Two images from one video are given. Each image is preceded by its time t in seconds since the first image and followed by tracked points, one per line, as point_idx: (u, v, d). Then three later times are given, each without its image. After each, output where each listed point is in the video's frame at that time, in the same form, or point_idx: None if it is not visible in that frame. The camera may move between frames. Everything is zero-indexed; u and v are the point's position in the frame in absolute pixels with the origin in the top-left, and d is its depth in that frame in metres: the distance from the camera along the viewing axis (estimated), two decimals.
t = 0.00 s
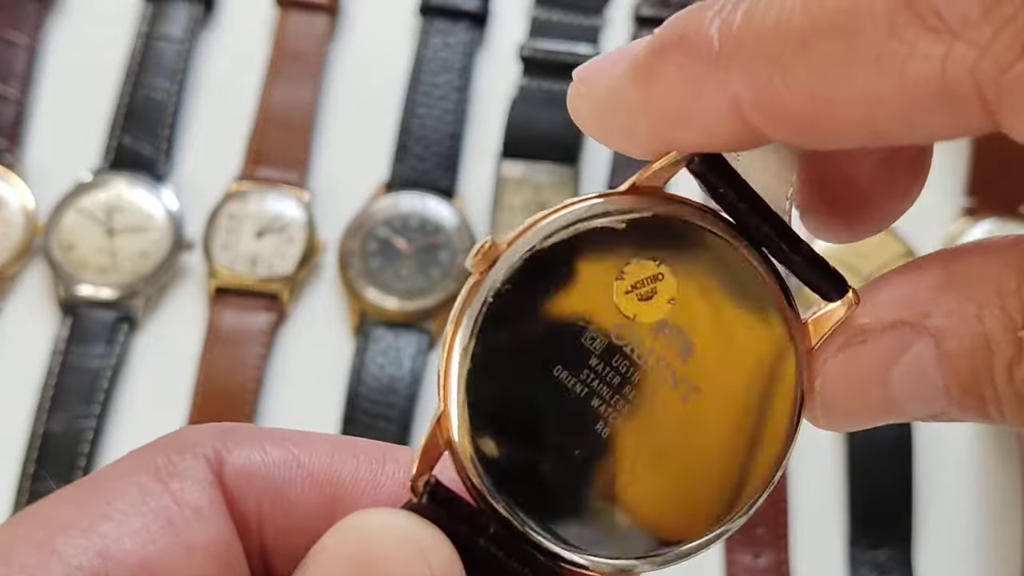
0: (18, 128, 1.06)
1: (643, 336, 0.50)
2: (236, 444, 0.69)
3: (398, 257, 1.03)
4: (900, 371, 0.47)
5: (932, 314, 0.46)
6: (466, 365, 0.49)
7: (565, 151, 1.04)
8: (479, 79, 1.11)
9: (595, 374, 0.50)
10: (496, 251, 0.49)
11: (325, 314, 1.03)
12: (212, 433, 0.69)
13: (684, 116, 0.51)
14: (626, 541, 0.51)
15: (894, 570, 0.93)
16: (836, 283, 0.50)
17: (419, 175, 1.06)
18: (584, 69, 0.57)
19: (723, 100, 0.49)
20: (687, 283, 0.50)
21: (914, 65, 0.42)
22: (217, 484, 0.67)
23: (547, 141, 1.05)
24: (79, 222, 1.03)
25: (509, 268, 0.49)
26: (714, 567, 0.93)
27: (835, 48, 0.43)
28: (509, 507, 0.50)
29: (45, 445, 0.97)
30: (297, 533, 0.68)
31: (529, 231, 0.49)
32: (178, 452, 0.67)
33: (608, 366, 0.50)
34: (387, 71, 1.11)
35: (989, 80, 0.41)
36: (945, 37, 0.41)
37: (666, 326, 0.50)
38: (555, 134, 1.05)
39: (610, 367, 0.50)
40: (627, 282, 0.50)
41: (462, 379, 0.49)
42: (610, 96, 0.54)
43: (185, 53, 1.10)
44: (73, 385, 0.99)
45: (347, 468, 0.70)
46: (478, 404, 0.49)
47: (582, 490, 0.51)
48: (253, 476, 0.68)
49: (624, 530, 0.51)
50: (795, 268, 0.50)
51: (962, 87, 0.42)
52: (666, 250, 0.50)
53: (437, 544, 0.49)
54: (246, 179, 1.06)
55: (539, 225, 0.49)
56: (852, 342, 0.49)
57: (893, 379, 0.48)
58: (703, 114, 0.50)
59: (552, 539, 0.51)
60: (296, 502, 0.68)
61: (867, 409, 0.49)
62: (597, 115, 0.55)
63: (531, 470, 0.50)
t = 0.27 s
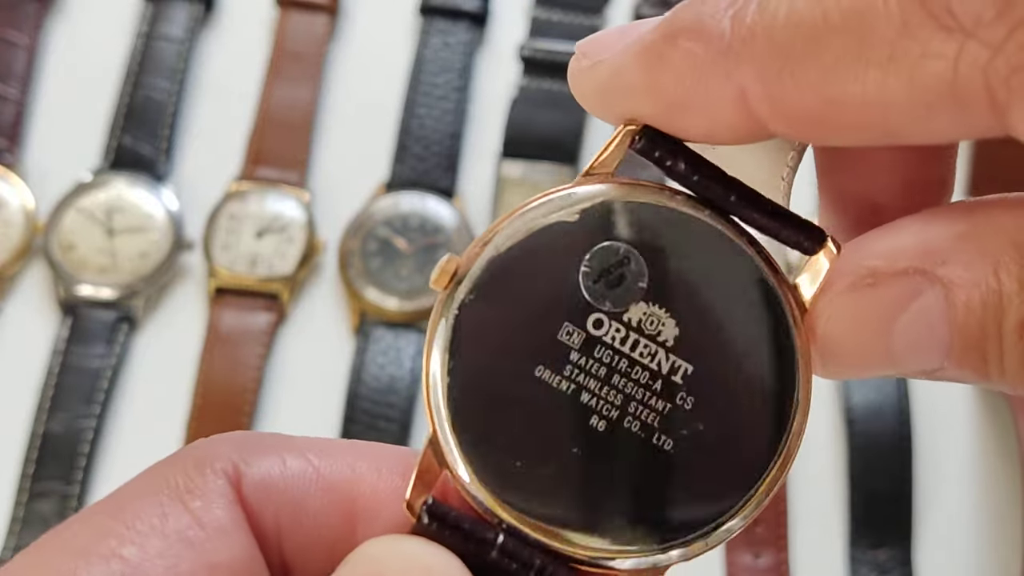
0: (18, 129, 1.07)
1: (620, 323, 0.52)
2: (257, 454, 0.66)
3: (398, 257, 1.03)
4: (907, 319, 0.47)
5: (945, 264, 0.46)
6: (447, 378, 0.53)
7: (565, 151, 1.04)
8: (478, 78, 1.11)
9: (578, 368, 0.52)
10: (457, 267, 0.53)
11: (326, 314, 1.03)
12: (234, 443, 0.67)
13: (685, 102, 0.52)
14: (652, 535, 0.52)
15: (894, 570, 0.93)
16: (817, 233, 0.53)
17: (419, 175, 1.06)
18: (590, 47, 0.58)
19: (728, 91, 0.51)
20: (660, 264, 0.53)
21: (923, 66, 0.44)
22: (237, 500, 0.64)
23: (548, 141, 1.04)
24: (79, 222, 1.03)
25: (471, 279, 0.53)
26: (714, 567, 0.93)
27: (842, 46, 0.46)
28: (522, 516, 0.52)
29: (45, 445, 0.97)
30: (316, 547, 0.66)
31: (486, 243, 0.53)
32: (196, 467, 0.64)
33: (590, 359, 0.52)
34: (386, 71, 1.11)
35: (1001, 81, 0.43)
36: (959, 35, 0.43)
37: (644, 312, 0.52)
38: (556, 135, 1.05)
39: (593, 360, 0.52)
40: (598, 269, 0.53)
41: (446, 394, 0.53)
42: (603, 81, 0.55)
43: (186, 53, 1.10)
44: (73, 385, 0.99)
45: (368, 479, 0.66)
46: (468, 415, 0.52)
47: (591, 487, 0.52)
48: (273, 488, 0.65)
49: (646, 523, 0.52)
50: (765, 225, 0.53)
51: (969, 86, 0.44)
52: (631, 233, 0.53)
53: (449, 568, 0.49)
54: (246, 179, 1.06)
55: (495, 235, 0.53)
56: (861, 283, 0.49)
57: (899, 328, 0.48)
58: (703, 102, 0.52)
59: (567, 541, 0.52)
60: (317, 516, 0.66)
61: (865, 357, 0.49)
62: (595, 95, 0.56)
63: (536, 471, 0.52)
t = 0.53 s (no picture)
0: (18, 129, 1.07)
1: (606, 311, 0.53)
2: (272, 462, 0.65)
3: (398, 257, 1.03)
4: (902, 277, 0.49)
5: (946, 226, 0.49)
6: (439, 392, 0.54)
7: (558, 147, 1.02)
8: (478, 78, 1.11)
9: (568, 361, 0.52)
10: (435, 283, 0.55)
11: (326, 314, 1.03)
12: (249, 451, 0.66)
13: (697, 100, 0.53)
14: (668, 518, 0.52)
15: (894, 570, 0.93)
16: (790, 191, 0.54)
17: (419, 175, 1.06)
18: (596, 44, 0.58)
19: (746, 81, 0.50)
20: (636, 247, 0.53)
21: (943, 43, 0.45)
22: (254, 509, 0.63)
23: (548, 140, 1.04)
24: (79, 222, 1.03)
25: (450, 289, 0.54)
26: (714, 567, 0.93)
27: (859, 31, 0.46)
28: (533, 517, 0.53)
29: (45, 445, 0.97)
30: (333, 556, 0.65)
31: (459, 255, 0.55)
32: (212, 477, 0.63)
33: (578, 351, 0.52)
34: (386, 71, 1.11)
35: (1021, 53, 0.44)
36: (979, 10, 0.44)
37: (627, 297, 0.53)
38: (553, 133, 1.04)
39: (582, 351, 0.52)
40: (574, 260, 0.53)
41: (440, 407, 0.53)
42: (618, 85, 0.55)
43: (186, 52, 1.10)
44: (73, 385, 0.99)
45: (383, 484, 0.64)
46: (466, 423, 0.53)
47: (596, 476, 0.52)
48: (288, 497, 0.64)
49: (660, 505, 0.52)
50: (740, 192, 0.54)
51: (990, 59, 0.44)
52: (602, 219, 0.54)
53: None
54: (245, 179, 1.06)
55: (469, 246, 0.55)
56: (862, 239, 0.52)
57: (894, 286, 0.50)
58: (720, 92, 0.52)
59: (583, 535, 0.52)
60: (334, 526, 0.65)
61: (857, 315, 0.51)
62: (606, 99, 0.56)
63: (540, 468, 0.52)
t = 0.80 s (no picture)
0: (18, 128, 1.06)
1: (607, 303, 0.52)
2: (296, 463, 0.64)
3: (398, 257, 1.02)
4: (903, 237, 0.47)
5: (954, 185, 0.46)
6: (445, 404, 0.52)
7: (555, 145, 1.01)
8: (478, 78, 1.11)
9: (573, 358, 0.52)
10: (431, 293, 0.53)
11: (326, 314, 1.03)
12: (273, 452, 0.64)
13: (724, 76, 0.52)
14: (689, 508, 0.51)
15: (894, 570, 0.93)
16: (783, 164, 0.53)
17: (419, 175, 1.05)
18: (631, 41, 0.58)
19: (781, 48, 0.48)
20: (631, 236, 0.52)
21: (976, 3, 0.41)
22: (277, 510, 0.62)
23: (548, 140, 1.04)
24: (79, 222, 1.03)
25: (449, 296, 0.53)
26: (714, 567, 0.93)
27: None
28: (553, 517, 0.52)
29: (44, 446, 0.97)
30: (357, 555, 0.64)
31: (452, 263, 0.53)
32: (235, 479, 0.62)
33: (582, 346, 0.52)
34: (386, 72, 1.11)
35: None
36: None
37: (627, 288, 0.52)
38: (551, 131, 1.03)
39: (586, 346, 0.51)
40: (569, 256, 0.52)
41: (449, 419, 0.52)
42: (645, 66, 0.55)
43: (185, 52, 1.09)
44: (73, 385, 0.99)
45: (405, 487, 0.63)
46: (477, 431, 0.52)
47: (609, 469, 0.51)
48: (311, 499, 0.63)
49: (678, 495, 0.51)
50: (732, 171, 0.53)
51: None
52: (594, 210, 0.52)
53: None
54: (246, 179, 1.06)
55: (462, 252, 0.53)
56: (868, 194, 0.50)
57: (894, 246, 0.48)
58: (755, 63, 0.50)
59: (604, 531, 0.51)
60: (357, 525, 0.63)
61: (856, 275, 0.50)
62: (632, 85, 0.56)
63: (553, 468, 0.52)
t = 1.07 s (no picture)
0: (18, 128, 1.06)
1: (599, 297, 0.52)
2: (313, 465, 0.64)
3: (397, 257, 1.02)
4: (909, 208, 0.46)
5: (956, 158, 0.46)
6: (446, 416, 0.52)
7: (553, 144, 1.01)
8: (478, 78, 1.11)
9: (569, 355, 0.52)
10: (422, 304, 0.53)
11: (326, 314, 1.03)
12: (289, 455, 0.65)
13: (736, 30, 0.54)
14: (698, 495, 0.51)
15: (894, 570, 0.93)
16: (760, 143, 0.53)
17: (419, 174, 1.05)
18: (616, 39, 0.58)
19: None
20: (617, 226, 0.52)
21: None
22: (294, 513, 0.62)
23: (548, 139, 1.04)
24: (79, 222, 1.03)
25: (440, 306, 0.53)
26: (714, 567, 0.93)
27: None
28: (563, 514, 0.52)
29: (44, 445, 0.97)
30: (374, 557, 0.64)
31: (440, 273, 0.53)
32: (252, 482, 0.63)
33: (578, 342, 0.52)
34: (386, 71, 1.11)
35: None
36: None
37: (617, 280, 0.52)
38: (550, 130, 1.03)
39: (582, 342, 0.52)
40: (556, 254, 0.52)
41: (452, 430, 0.52)
42: (648, 54, 0.54)
43: (185, 53, 1.09)
44: (72, 385, 0.99)
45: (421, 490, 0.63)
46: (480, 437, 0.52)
47: (613, 460, 0.51)
48: (328, 500, 0.63)
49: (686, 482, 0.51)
50: (712, 153, 0.53)
51: None
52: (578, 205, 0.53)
53: None
54: (246, 180, 1.06)
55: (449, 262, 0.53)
56: (869, 165, 0.49)
57: (897, 219, 0.47)
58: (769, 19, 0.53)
59: (617, 524, 0.51)
60: (373, 527, 0.63)
61: (854, 251, 0.48)
62: (638, 71, 0.55)
63: (561, 466, 0.52)
